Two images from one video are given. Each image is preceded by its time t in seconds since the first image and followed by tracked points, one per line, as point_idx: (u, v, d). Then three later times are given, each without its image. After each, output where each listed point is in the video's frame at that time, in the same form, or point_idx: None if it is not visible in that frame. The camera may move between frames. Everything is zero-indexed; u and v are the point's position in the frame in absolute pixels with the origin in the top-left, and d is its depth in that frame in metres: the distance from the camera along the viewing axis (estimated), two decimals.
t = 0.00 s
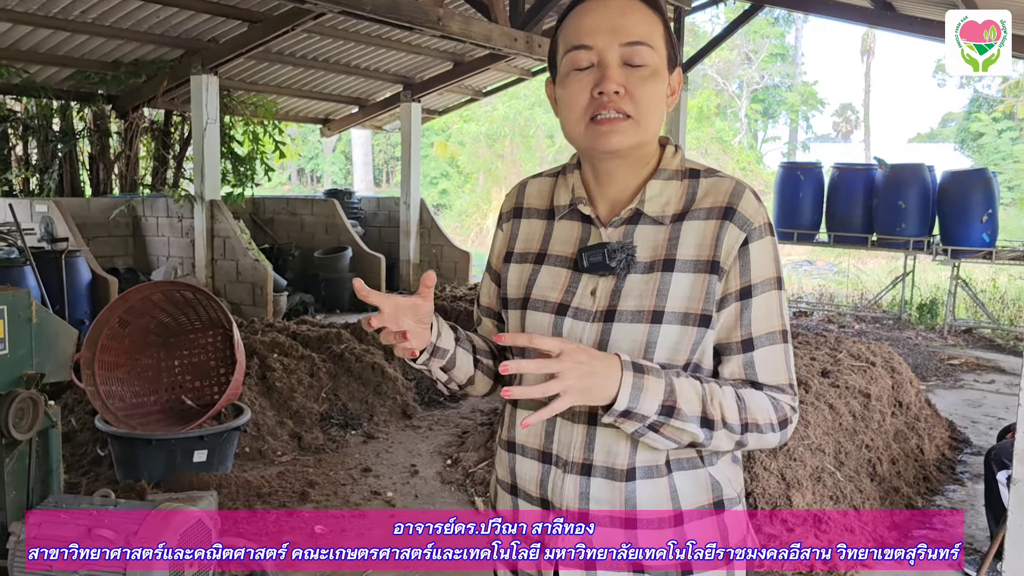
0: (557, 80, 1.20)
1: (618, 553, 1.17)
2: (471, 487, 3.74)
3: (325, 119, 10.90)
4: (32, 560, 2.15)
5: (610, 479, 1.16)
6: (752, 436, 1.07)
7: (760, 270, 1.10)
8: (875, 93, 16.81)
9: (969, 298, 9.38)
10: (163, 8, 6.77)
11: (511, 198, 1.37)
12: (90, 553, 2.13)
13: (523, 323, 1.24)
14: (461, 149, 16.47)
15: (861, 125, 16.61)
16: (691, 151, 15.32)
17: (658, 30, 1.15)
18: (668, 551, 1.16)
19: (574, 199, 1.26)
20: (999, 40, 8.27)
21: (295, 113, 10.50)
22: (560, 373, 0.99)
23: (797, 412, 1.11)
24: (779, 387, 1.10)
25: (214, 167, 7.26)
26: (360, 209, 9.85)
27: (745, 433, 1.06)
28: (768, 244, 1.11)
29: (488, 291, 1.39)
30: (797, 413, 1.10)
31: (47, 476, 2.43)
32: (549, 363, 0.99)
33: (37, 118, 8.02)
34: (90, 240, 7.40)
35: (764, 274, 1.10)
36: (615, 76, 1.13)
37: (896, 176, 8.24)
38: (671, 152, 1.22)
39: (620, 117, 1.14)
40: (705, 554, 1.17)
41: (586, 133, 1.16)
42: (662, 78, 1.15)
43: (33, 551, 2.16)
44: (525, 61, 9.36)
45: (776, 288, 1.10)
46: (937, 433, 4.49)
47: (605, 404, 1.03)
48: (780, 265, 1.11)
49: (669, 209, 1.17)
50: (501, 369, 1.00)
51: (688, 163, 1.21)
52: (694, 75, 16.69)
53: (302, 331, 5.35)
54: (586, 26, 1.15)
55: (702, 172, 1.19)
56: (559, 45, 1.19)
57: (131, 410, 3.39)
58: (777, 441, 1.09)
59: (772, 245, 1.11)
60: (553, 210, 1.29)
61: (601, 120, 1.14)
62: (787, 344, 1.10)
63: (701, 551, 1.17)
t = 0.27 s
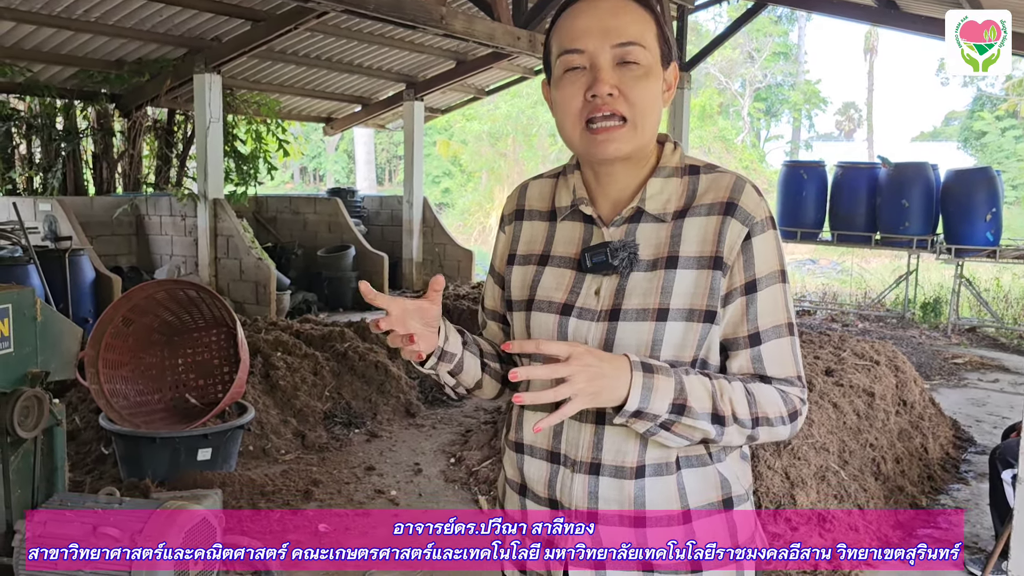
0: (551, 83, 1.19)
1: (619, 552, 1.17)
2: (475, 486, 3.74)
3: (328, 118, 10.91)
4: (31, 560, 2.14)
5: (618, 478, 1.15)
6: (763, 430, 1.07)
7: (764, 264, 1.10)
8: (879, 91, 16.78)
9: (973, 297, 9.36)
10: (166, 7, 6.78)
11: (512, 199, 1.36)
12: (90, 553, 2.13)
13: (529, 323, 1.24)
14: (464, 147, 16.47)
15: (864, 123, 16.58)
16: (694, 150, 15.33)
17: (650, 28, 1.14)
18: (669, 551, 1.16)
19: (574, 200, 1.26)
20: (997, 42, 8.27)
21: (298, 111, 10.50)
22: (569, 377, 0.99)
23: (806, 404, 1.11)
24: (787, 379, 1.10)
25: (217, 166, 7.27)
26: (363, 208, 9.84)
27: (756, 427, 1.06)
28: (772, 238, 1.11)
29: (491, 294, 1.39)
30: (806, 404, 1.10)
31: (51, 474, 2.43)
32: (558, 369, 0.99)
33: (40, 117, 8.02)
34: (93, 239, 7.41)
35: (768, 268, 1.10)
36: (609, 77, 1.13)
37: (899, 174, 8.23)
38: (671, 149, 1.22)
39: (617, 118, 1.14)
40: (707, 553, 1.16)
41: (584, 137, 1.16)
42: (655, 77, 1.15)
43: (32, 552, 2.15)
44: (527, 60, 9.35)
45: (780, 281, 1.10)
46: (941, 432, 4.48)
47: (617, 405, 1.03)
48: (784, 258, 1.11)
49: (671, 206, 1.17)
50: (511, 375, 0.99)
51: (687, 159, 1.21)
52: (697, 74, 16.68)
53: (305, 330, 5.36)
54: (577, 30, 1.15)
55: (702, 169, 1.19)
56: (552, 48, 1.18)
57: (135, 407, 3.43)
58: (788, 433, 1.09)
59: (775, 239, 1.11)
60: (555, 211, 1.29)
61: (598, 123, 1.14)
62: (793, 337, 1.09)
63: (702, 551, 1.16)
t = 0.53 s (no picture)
0: (555, 81, 1.20)
1: (618, 553, 1.17)
2: (477, 486, 3.75)
3: (330, 118, 10.91)
4: (31, 560, 2.14)
5: (620, 478, 1.16)
6: (763, 431, 1.07)
7: (764, 265, 1.10)
8: (880, 92, 16.77)
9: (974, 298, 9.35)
10: (168, 7, 6.79)
11: (512, 202, 1.36)
12: (90, 553, 2.14)
13: (530, 324, 1.24)
14: (465, 148, 16.47)
15: (866, 124, 16.59)
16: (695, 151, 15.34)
17: (655, 27, 1.14)
18: (668, 551, 1.17)
19: (576, 201, 1.26)
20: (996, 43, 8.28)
21: (300, 112, 10.51)
22: (568, 388, 0.98)
23: (806, 403, 1.11)
24: (786, 379, 1.10)
25: (219, 166, 7.28)
26: (365, 208, 9.85)
27: (755, 429, 1.06)
28: (772, 239, 1.11)
29: (491, 296, 1.39)
30: (806, 404, 1.10)
31: (53, 474, 2.43)
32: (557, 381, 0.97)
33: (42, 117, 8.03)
34: (95, 239, 7.42)
35: (768, 268, 1.10)
36: (612, 76, 1.13)
37: (901, 175, 8.22)
38: (672, 150, 1.22)
39: (620, 118, 1.14)
40: (705, 553, 1.16)
41: (585, 135, 1.16)
42: (659, 77, 1.15)
43: (32, 551, 2.15)
44: (529, 60, 9.35)
45: (780, 281, 1.10)
46: (942, 433, 4.48)
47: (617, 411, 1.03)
48: (783, 259, 1.11)
49: (671, 207, 1.17)
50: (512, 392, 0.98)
51: (688, 160, 1.22)
52: (698, 74, 16.67)
53: (307, 330, 5.37)
54: (583, 27, 1.15)
55: (703, 169, 1.20)
56: (558, 42, 1.19)
57: (137, 408, 3.43)
58: (788, 433, 1.09)
59: (774, 239, 1.11)
60: (556, 212, 1.29)
61: (600, 122, 1.15)
62: (793, 337, 1.10)
63: (701, 551, 1.16)
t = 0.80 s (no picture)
0: (561, 74, 1.19)
1: (618, 552, 1.17)
2: (479, 484, 3.75)
3: (332, 116, 10.90)
4: (31, 560, 2.14)
5: (620, 473, 1.16)
6: (763, 426, 1.07)
7: (765, 262, 1.10)
8: (883, 90, 16.74)
9: (977, 297, 9.34)
10: (171, 6, 6.79)
11: (513, 198, 1.36)
12: (89, 553, 2.14)
13: (530, 321, 1.24)
14: (467, 146, 16.47)
15: (868, 122, 16.58)
16: (697, 149, 15.30)
17: (664, 25, 1.15)
18: (668, 551, 1.17)
19: (578, 198, 1.26)
20: (997, 42, 8.27)
21: (302, 111, 10.50)
22: (575, 370, 0.99)
23: (805, 403, 1.11)
24: (787, 377, 1.10)
25: (221, 164, 7.28)
26: (367, 207, 9.85)
27: (756, 424, 1.06)
28: (773, 236, 1.10)
29: (492, 292, 1.39)
30: (805, 404, 1.11)
31: (55, 472, 2.43)
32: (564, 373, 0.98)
33: (45, 115, 8.02)
34: (97, 237, 7.42)
35: (769, 267, 1.09)
36: (619, 71, 1.13)
37: (904, 172, 8.19)
38: (674, 148, 1.22)
39: (624, 110, 1.13)
40: (705, 553, 1.16)
41: (589, 127, 1.15)
42: (665, 74, 1.15)
43: (32, 551, 2.15)
44: (531, 58, 9.34)
45: (781, 280, 1.10)
46: (945, 432, 4.47)
47: (621, 393, 1.03)
48: (785, 257, 1.10)
49: (674, 204, 1.17)
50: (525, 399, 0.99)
51: (690, 158, 1.22)
52: (701, 73, 16.63)
53: (309, 328, 5.37)
54: (591, 20, 1.15)
55: (705, 167, 1.19)
56: (565, 33, 1.18)
57: (138, 406, 3.45)
58: (786, 432, 1.09)
59: (776, 238, 1.11)
60: (558, 208, 1.28)
61: (603, 115, 1.14)
62: (793, 336, 1.10)
63: (701, 551, 1.16)
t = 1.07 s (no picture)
0: (569, 71, 1.19)
1: (618, 553, 1.17)
2: (480, 484, 3.76)
3: (333, 116, 10.90)
4: (31, 560, 2.15)
5: (618, 472, 1.15)
6: (739, 427, 1.03)
7: (757, 260, 1.08)
8: (885, 90, 16.72)
9: (979, 296, 9.32)
10: (173, 5, 6.79)
11: (518, 196, 1.36)
12: (88, 553, 2.14)
13: (530, 318, 1.24)
14: (469, 145, 16.47)
15: (870, 122, 16.57)
16: (699, 149, 15.29)
17: (674, 26, 1.15)
18: (668, 551, 1.17)
19: (581, 197, 1.26)
20: (997, 42, 8.26)
21: (303, 110, 10.51)
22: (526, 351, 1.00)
23: (790, 406, 1.08)
24: (770, 377, 1.06)
25: (223, 164, 7.29)
26: (368, 206, 9.85)
27: (731, 422, 1.03)
28: (771, 236, 1.09)
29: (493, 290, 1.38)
30: (788, 408, 1.07)
31: (57, 472, 2.44)
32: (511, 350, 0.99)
33: (47, 115, 8.03)
34: (99, 236, 7.43)
35: (762, 264, 1.08)
36: (628, 69, 1.13)
37: (905, 172, 8.18)
38: (677, 148, 1.22)
39: (630, 110, 1.14)
40: (705, 553, 1.16)
41: (595, 125, 1.15)
42: (673, 75, 1.15)
43: (32, 551, 2.16)
44: (533, 58, 9.34)
45: (775, 281, 1.08)
46: (947, 432, 4.47)
47: (581, 373, 1.02)
48: (781, 257, 1.09)
49: (675, 204, 1.17)
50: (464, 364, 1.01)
51: (692, 158, 1.21)
52: (703, 72, 16.61)
53: (310, 328, 5.37)
54: (601, 18, 1.15)
55: (707, 167, 1.19)
56: (574, 32, 1.18)
57: (140, 405, 3.46)
58: (765, 436, 1.06)
59: (774, 237, 1.10)
60: (561, 207, 1.28)
61: (611, 113, 1.14)
62: (781, 336, 1.07)
63: (701, 551, 1.16)
